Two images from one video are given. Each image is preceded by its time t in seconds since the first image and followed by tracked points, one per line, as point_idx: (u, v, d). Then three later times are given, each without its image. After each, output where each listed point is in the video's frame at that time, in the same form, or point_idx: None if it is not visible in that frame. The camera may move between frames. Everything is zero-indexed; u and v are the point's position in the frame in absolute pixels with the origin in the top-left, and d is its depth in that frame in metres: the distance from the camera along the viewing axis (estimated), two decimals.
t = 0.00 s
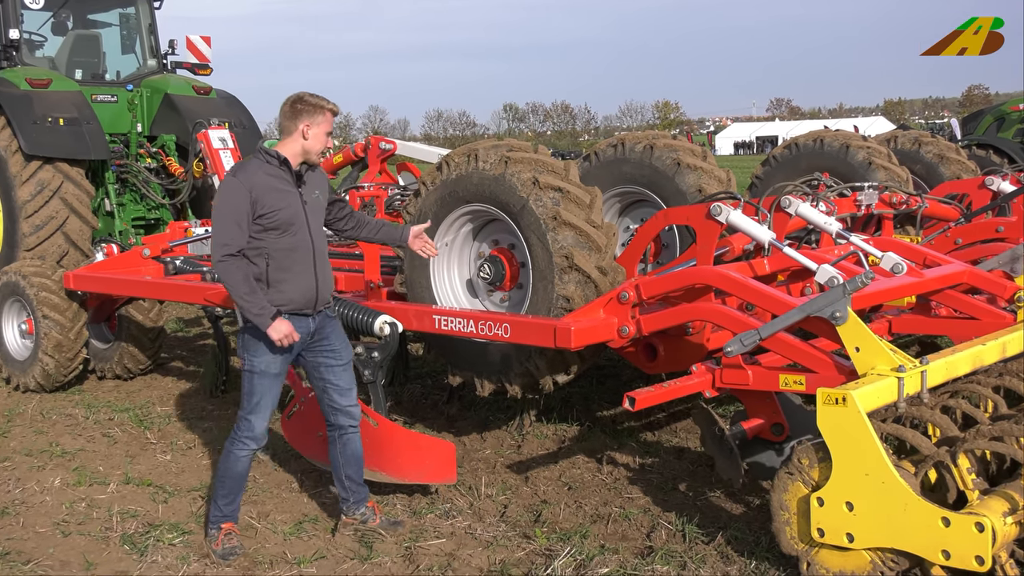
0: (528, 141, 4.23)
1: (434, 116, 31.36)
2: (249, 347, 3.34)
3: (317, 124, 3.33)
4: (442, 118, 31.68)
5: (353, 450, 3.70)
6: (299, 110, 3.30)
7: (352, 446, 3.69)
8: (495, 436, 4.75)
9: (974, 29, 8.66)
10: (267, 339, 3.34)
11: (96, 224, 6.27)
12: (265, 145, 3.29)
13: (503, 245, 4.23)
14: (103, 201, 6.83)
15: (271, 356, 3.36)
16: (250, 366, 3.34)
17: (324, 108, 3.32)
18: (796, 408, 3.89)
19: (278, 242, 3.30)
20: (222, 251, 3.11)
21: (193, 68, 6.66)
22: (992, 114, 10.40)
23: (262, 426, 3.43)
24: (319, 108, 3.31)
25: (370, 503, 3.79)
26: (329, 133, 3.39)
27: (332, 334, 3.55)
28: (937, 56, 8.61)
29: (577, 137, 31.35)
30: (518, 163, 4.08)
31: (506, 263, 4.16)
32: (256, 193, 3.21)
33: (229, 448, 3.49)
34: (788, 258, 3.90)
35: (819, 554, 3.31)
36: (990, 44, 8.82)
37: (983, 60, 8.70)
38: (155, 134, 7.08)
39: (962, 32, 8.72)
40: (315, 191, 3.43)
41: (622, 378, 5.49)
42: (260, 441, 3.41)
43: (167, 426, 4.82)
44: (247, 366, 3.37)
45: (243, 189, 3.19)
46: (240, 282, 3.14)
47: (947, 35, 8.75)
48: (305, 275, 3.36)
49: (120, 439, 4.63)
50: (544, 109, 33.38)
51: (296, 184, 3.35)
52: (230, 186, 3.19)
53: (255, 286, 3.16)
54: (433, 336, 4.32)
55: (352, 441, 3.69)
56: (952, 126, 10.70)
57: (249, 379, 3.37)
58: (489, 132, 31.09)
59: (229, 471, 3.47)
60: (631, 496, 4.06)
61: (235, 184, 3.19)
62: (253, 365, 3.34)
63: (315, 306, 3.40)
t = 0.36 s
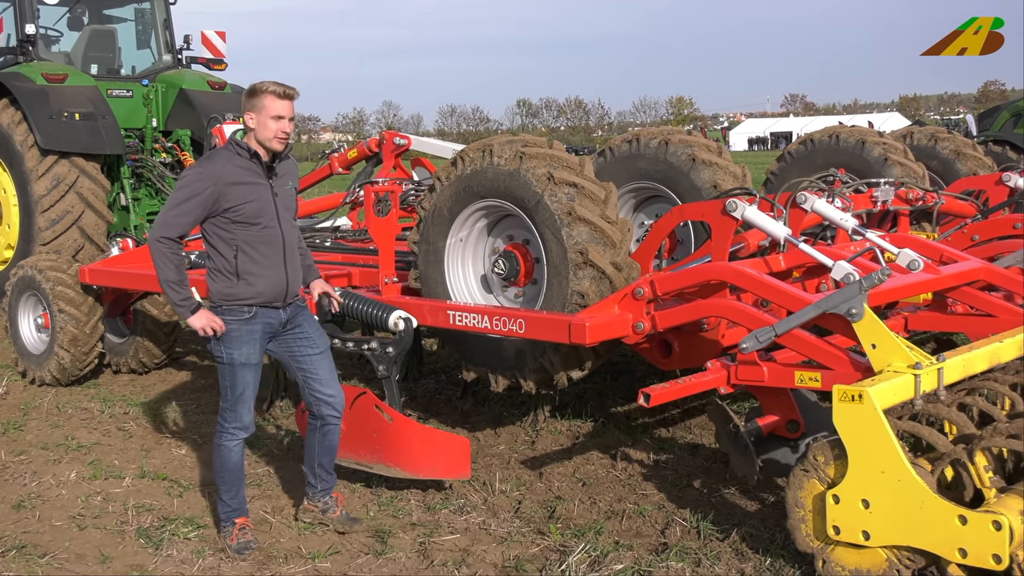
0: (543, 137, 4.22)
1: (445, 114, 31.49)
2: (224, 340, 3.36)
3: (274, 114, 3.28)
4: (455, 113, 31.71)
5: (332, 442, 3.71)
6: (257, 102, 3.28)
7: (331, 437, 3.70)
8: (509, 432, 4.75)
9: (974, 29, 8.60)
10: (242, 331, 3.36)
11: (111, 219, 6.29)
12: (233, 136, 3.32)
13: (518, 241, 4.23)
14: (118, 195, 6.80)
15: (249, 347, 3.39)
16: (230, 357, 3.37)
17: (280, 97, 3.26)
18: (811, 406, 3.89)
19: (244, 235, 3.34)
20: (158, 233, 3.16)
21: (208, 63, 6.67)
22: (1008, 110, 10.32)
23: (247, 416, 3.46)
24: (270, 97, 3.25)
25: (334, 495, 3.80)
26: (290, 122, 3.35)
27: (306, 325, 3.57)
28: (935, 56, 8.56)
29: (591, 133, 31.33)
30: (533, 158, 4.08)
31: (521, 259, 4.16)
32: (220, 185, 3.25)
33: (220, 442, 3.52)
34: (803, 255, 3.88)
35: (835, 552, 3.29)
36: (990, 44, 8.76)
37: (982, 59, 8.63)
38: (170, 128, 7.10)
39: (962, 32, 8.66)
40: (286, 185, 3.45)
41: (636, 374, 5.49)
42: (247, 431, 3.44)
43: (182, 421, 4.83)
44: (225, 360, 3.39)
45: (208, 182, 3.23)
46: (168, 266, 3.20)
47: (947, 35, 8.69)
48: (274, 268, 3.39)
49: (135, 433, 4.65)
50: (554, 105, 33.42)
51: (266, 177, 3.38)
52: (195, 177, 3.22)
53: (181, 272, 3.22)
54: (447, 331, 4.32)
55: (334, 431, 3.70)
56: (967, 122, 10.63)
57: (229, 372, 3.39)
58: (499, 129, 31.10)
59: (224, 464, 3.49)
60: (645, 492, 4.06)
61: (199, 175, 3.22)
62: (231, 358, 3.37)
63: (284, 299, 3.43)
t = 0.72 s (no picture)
0: (568, 135, 4.22)
1: (471, 111, 31.84)
2: (230, 339, 3.35)
3: (260, 116, 3.23)
4: (479, 113, 31.91)
5: (332, 446, 3.68)
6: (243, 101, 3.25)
7: (334, 442, 3.67)
8: (532, 429, 4.75)
9: (974, 29, 8.53)
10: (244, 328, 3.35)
11: (136, 216, 6.32)
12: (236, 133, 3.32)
13: (542, 239, 4.23)
14: (144, 193, 6.83)
15: (255, 346, 3.37)
16: (236, 354, 3.36)
17: (263, 98, 3.21)
18: (836, 404, 3.88)
19: (243, 232, 3.32)
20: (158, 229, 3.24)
21: (233, 61, 6.70)
22: None
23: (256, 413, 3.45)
24: (253, 100, 3.21)
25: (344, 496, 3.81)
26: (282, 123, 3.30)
27: (311, 328, 3.54)
28: (933, 57, 8.50)
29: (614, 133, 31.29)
30: (558, 156, 4.07)
31: (545, 257, 4.16)
32: (218, 182, 3.26)
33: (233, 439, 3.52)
34: (829, 253, 3.87)
35: (861, 552, 3.27)
36: (990, 44, 8.69)
37: (980, 61, 8.54)
38: (195, 126, 7.12)
39: (962, 32, 8.59)
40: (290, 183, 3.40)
41: (659, 373, 5.48)
42: (255, 429, 3.42)
43: (206, 418, 4.86)
44: (231, 357, 3.38)
45: (205, 178, 3.24)
46: (172, 260, 3.25)
47: (947, 35, 8.62)
48: (274, 266, 3.35)
49: (159, 430, 4.67)
50: (581, 103, 33.33)
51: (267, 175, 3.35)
52: (195, 174, 3.25)
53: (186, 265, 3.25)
54: (471, 329, 4.32)
55: (335, 434, 3.67)
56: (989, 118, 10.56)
57: (235, 369, 3.38)
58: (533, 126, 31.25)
59: (241, 461, 3.48)
60: (669, 491, 4.05)
61: (197, 172, 3.24)
62: (237, 356, 3.35)
63: (285, 298, 3.39)
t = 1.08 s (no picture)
0: (585, 132, 4.21)
1: (487, 108, 31.86)
2: (231, 338, 3.34)
3: (257, 119, 3.19)
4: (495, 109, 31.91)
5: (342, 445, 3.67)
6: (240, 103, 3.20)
7: (346, 441, 3.67)
8: (549, 427, 4.75)
9: (975, 29, 8.48)
10: (241, 329, 3.33)
11: (154, 214, 6.35)
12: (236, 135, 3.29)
13: (559, 236, 4.23)
14: (161, 190, 6.76)
15: (254, 345, 3.35)
16: (237, 353, 3.35)
17: (258, 100, 3.16)
18: (855, 402, 3.86)
19: (240, 234, 3.28)
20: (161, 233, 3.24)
21: (251, 59, 6.72)
22: None
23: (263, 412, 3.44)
24: (247, 103, 3.17)
25: (360, 494, 3.81)
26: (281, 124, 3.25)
27: (313, 330, 3.49)
28: (932, 57, 8.45)
29: (632, 130, 31.17)
30: (575, 153, 4.07)
31: (562, 254, 4.17)
32: (214, 185, 3.23)
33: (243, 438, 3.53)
34: (848, 251, 3.86)
35: (879, 550, 3.26)
36: (990, 44, 8.63)
37: (980, 60, 8.48)
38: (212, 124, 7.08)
39: (962, 31, 8.54)
40: (289, 183, 3.34)
41: (676, 370, 5.48)
42: (263, 427, 3.42)
43: (224, 415, 4.87)
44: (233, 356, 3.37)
45: (202, 181, 3.22)
46: (176, 264, 3.24)
47: (947, 35, 8.56)
48: (269, 268, 3.31)
49: (177, 427, 4.69)
50: (594, 100, 33.30)
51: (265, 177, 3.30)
52: (193, 177, 3.23)
53: (190, 269, 3.24)
54: (489, 326, 4.32)
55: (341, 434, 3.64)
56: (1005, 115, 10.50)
57: (238, 369, 3.37)
58: (545, 124, 31.21)
59: (252, 459, 3.48)
60: (687, 489, 4.04)
61: (195, 174, 3.22)
62: (237, 354, 3.34)
63: (282, 301, 3.35)
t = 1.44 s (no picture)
0: (598, 129, 4.21)
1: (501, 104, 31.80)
2: (247, 336, 3.33)
3: (293, 116, 3.25)
4: (507, 106, 31.92)
5: (351, 441, 3.67)
6: (276, 100, 3.24)
7: (354, 437, 3.68)
8: (561, 424, 4.75)
9: (974, 29, 8.41)
10: (261, 327, 3.33)
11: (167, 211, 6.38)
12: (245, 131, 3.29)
13: (572, 233, 4.22)
14: (173, 187, 6.79)
15: (272, 343, 3.35)
16: (254, 352, 3.34)
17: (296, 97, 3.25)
18: (867, 399, 3.87)
19: (256, 230, 3.29)
20: (175, 233, 3.17)
21: (263, 57, 6.74)
22: None
23: (279, 409, 3.44)
24: (288, 100, 3.23)
25: (372, 491, 3.81)
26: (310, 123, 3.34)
27: (325, 325, 3.53)
28: (932, 57, 8.39)
29: (644, 126, 31.11)
30: (588, 150, 4.07)
31: (574, 251, 4.17)
32: (230, 181, 3.21)
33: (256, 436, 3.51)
34: (861, 249, 3.85)
35: (892, 548, 3.24)
36: (989, 44, 8.56)
37: (980, 60, 8.41)
38: (224, 121, 7.08)
39: (962, 31, 8.47)
40: (300, 179, 3.39)
41: (688, 368, 5.48)
42: (281, 424, 3.42)
43: (236, 411, 4.89)
44: (250, 355, 3.36)
45: (218, 177, 3.19)
46: (191, 265, 3.20)
47: (946, 36, 8.50)
48: (288, 263, 3.33)
49: (190, 424, 4.71)
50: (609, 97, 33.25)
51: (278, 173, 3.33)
52: (206, 174, 3.20)
53: (206, 269, 3.21)
54: (501, 323, 4.33)
55: (353, 429, 3.66)
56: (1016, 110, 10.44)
57: (254, 367, 3.36)
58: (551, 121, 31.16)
59: (265, 457, 3.48)
60: (699, 487, 4.04)
61: (208, 171, 3.19)
62: (255, 352, 3.34)
63: (301, 295, 3.38)
